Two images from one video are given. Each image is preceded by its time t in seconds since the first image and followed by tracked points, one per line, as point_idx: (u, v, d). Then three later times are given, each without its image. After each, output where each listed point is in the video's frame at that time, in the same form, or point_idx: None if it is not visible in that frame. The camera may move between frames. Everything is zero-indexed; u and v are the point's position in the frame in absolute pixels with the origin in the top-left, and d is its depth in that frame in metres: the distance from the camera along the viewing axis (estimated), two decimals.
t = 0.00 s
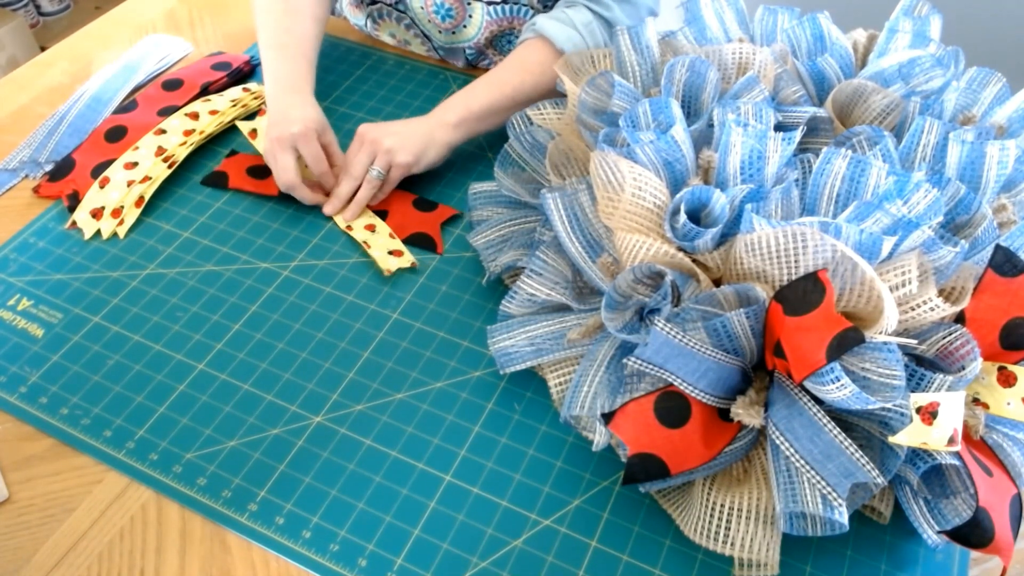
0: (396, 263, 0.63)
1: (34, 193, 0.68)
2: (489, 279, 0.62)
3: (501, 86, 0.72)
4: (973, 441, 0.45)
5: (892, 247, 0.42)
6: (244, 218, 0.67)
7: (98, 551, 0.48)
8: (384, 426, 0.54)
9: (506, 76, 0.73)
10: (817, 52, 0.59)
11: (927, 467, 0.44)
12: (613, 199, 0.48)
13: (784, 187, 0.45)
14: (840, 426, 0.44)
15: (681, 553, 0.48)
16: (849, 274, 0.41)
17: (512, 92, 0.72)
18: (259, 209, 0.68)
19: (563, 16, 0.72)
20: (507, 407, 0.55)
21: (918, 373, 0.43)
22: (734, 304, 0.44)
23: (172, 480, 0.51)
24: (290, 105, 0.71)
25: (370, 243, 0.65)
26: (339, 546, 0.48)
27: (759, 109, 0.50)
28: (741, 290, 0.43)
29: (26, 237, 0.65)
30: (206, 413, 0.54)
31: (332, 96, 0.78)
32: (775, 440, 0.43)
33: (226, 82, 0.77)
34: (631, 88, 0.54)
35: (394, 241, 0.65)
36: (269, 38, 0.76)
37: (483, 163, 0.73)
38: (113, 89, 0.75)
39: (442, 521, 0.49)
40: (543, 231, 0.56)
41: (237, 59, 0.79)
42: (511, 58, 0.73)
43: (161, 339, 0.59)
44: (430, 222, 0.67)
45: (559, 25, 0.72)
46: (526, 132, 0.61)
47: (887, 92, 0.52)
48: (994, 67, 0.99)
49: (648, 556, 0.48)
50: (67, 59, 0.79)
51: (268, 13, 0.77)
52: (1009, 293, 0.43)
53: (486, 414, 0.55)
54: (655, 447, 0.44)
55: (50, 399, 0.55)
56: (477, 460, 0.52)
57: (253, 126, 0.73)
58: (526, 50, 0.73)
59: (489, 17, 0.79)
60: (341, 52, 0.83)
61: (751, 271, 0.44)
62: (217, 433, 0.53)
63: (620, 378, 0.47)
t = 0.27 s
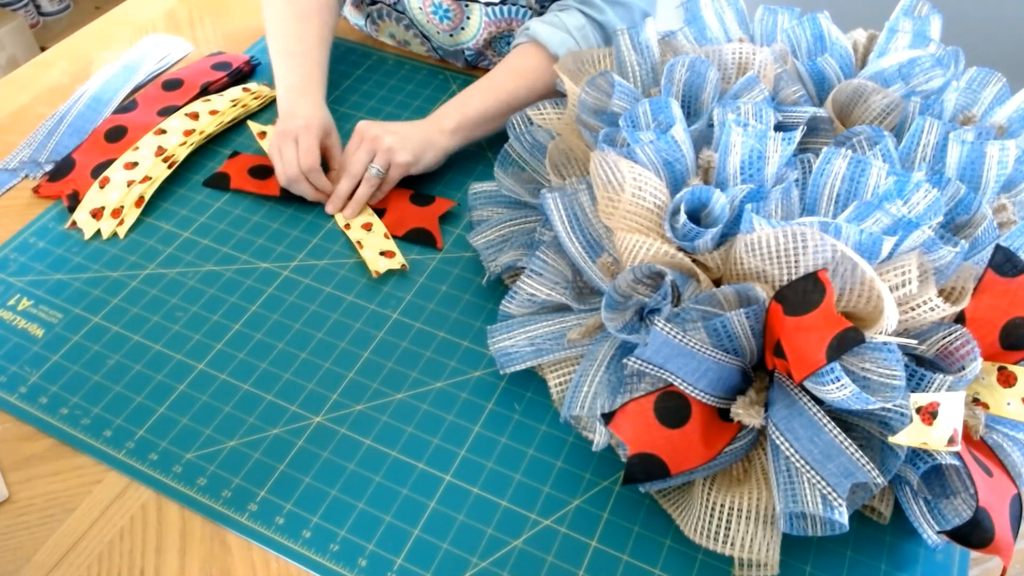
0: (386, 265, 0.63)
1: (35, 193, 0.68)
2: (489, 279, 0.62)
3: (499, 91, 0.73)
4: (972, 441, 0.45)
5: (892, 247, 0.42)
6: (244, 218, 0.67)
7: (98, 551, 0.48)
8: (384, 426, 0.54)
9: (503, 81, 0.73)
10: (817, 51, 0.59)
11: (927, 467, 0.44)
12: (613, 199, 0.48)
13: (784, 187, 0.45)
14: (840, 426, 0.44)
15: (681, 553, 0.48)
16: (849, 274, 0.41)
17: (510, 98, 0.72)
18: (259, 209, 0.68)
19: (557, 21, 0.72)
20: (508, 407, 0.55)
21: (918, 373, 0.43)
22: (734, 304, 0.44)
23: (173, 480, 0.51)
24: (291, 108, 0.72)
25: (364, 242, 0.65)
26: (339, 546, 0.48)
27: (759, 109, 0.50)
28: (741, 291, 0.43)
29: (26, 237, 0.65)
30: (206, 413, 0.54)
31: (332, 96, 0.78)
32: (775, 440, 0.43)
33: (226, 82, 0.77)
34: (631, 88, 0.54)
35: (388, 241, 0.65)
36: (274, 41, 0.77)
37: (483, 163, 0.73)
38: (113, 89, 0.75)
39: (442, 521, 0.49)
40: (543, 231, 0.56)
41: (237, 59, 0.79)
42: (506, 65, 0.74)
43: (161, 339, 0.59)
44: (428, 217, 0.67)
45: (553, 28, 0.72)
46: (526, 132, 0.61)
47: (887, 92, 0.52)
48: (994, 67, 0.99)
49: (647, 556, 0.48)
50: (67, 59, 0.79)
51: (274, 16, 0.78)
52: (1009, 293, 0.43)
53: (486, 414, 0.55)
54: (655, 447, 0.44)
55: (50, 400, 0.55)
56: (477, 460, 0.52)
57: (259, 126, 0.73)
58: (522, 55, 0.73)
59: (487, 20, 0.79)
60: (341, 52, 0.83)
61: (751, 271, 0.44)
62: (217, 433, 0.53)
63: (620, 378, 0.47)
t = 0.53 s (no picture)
0: (389, 264, 0.63)
1: (35, 193, 0.68)
2: (489, 279, 0.62)
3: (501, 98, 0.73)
4: (972, 441, 0.45)
5: (892, 248, 0.42)
6: (244, 218, 0.67)
7: (98, 551, 0.48)
8: (384, 426, 0.54)
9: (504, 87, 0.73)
10: (817, 52, 0.59)
11: (927, 467, 0.44)
12: (613, 199, 0.48)
13: (785, 187, 0.45)
14: (841, 426, 0.44)
15: (681, 553, 0.48)
16: (849, 274, 0.41)
17: (510, 103, 0.73)
18: (259, 209, 0.68)
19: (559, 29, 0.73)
20: (508, 407, 0.55)
21: (918, 373, 0.43)
22: (734, 304, 0.44)
23: (172, 480, 0.51)
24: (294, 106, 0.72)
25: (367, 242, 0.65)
26: (339, 546, 0.48)
27: (759, 109, 0.50)
28: (741, 290, 0.43)
29: (26, 236, 0.65)
30: (206, 413, 0.54)
31: (333, 96, 0.78)
32: (775, 440, 0.43)
33: (226, 82, 0.77)
34: (631, 88, 0.54)
35: (391, 241, 0.65)
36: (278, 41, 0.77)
37: (483, 162, 0.73)
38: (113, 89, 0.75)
39: (442, 521, 0.49)
40: (543, 231, 0.56)
41: (237, 59, 0.79)
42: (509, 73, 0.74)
43: (161, 339, 0.59)
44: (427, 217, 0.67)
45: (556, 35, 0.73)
46: (526, 132, 0.61)
47: (887, 92, 0.52)
48: (993, 67, 0.99)
49: (647, 556, 0.48)
50: (67, 59, 0.79)
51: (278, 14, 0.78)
52: (1009, 293, 0.43)
53: (486, 414, 0.55)
54: (655, 447, 0.44)
55: (50, 399, 0.55)
56: (477, 460, 0.52)
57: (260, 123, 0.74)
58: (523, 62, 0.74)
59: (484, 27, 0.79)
60: (341, 52, 0.83)
61: (751, 271, 0.44)
62: (217, 433, 0.53)
63: (620, 378, 0.47)
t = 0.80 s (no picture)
0: (390, 264, 0.63)
1: (35, 193, 0.68)
2: (489, 279, 0.62)
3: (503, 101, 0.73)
4: (972, 441, 0.45)
5: (892, 248, 0.42)
6: (244, 218, 0.67)
7: (98, 551, 0.48)
8: (384, 426, 0.54)
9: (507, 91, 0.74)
10: (817, 52, 0.59)
11: (927, 467, 0.44)
12: (613, 200, 0.48)
13: (785, 187, 0.45)
14: (841, 426, 0.44)
15: (681, 553, 0.48)
16: (849, 274, 0.41)
17: (511, 104, 0.73)
18: (260, 209, 0.68)
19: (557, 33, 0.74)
20: (508, 407, 0.55)
21: (918, 373, 0.43)
22: (734, 304, 0.44)
23: (172, 480, 0.51)
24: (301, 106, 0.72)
25: (368, 242, 0.65)
26: (339, 546, 0.48)
27: (760, 109, 0.50)
28: (741, 291, 0.43)
29: (26, 236, 0.65)
30: (206, 413, 0.54)
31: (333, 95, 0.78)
32: (775, 440, 0.43)
33: (226, 82, 0.77)
34: (631, 88, 0.54)
35: (392, 241, 0.65)
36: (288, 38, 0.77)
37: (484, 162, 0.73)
38: (113, 89, 0.75)
39: (442, 521, 0.49)
40: (543, 231, 0.56)
41: (237, 59, 0.79)
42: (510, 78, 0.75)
43: (161, 339, 0.59)
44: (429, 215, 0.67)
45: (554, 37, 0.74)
46: (526, 132, 0.61)
47: (887, 92, 0.52)
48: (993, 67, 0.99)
49: (647, 556, 0.48)
50: (67, 59, 0.79)
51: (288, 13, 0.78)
52: (1009, 293, 0.43)
53: (486, 414, 0.55)
54: (655, 447, 0.44)
55: (50, 400, 0.55)
56: (477, 460, 0.52)
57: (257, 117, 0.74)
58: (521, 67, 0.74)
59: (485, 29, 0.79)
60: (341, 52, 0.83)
61: (751, 271, 0.44)
62: (217, 433, 0.53)
63: (620, 378, 0.47)
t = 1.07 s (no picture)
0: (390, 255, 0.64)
1: (34, 193, 0.68)
2: (489, 279, 0.62)
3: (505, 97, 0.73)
4: (972, 441, 0.45)
5: (892, 247, 0.42)
6: (243, 218, 0.67)
7: (98, 551, 0.48)
8: (384, 426, 0.54)
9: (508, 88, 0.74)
10: (817, 51, 0.59)
11: (927, 467, 0.44)
12: (613, 200, 0.48)
13: (784, 187, 0.45)
14: (840, 426, 0.44)
15: (681, 553, 0.48)
16: (849, 274, 0.41)
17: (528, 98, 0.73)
18: (260, 209, 0.68)
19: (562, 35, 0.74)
20: (507, 407, 0.55)
21: (918, 373, 0.43)
22: (734, 304, 0.44)
23: (173, 481, 0.51)
24: (308, 109, 0.72)
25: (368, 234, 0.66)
26: (339, 546, 0.48)
27: (759, 109, 0.50)
28: (741, 291, 0.43)
29: (26, 237, 0.65)
30: (206, 413, 0.54)
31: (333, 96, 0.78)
32: (775, 440, 0.43)
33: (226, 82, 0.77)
34: (631, 88, 0.54)
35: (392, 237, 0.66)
36: (291, 42, 0.77)
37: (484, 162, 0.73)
38: (113, 89, 0.75)
39: (442, 521, 0.49)
40: (543, 231, 0.56)
41: (237, 59, 0.79)
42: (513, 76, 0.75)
43: (161, 339, 0.59)
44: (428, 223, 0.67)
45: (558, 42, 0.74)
46: (526, 132, 0.61)
47: (887, 92, 0.52)
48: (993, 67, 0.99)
49: (647, 556, 0.48)
50: (67, 59, 0.79)
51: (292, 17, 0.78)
52: (1009, 293, 0.43)
53: (486, 414, 0.55)
54: (655, 447, 0.44)
55: (50, 400, 0.55)
56: (477, 460, 0.52)
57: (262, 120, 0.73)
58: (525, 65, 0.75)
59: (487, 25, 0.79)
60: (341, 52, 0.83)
61: (751, 271, 0.44)
62: (217, 433, 0.53)
63: (620, 378, 0.47)
